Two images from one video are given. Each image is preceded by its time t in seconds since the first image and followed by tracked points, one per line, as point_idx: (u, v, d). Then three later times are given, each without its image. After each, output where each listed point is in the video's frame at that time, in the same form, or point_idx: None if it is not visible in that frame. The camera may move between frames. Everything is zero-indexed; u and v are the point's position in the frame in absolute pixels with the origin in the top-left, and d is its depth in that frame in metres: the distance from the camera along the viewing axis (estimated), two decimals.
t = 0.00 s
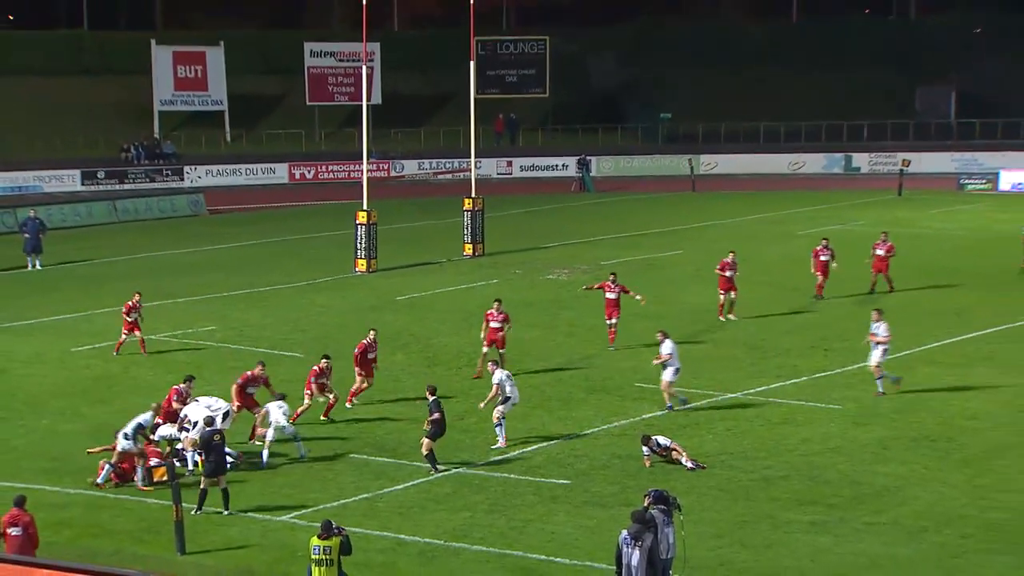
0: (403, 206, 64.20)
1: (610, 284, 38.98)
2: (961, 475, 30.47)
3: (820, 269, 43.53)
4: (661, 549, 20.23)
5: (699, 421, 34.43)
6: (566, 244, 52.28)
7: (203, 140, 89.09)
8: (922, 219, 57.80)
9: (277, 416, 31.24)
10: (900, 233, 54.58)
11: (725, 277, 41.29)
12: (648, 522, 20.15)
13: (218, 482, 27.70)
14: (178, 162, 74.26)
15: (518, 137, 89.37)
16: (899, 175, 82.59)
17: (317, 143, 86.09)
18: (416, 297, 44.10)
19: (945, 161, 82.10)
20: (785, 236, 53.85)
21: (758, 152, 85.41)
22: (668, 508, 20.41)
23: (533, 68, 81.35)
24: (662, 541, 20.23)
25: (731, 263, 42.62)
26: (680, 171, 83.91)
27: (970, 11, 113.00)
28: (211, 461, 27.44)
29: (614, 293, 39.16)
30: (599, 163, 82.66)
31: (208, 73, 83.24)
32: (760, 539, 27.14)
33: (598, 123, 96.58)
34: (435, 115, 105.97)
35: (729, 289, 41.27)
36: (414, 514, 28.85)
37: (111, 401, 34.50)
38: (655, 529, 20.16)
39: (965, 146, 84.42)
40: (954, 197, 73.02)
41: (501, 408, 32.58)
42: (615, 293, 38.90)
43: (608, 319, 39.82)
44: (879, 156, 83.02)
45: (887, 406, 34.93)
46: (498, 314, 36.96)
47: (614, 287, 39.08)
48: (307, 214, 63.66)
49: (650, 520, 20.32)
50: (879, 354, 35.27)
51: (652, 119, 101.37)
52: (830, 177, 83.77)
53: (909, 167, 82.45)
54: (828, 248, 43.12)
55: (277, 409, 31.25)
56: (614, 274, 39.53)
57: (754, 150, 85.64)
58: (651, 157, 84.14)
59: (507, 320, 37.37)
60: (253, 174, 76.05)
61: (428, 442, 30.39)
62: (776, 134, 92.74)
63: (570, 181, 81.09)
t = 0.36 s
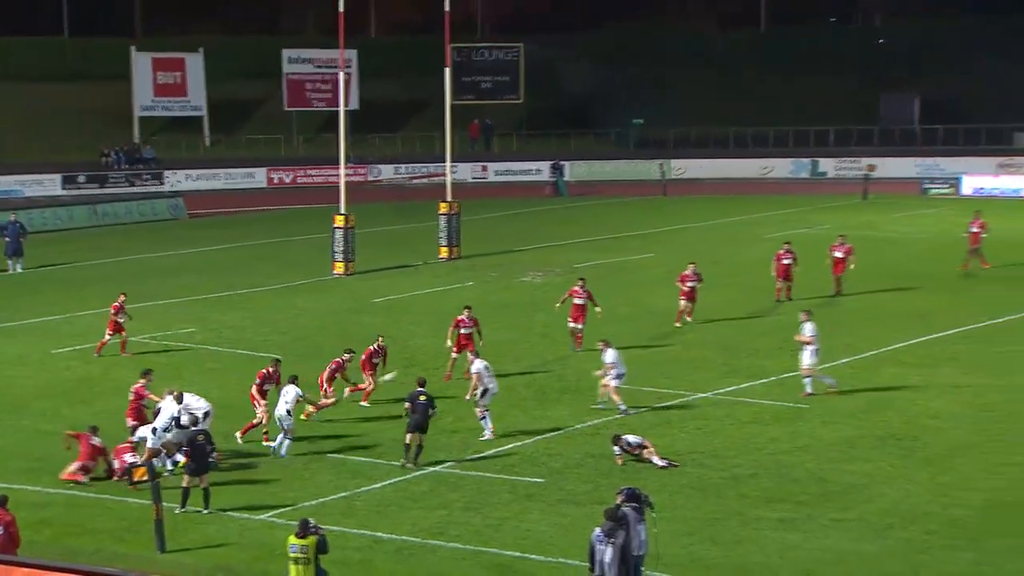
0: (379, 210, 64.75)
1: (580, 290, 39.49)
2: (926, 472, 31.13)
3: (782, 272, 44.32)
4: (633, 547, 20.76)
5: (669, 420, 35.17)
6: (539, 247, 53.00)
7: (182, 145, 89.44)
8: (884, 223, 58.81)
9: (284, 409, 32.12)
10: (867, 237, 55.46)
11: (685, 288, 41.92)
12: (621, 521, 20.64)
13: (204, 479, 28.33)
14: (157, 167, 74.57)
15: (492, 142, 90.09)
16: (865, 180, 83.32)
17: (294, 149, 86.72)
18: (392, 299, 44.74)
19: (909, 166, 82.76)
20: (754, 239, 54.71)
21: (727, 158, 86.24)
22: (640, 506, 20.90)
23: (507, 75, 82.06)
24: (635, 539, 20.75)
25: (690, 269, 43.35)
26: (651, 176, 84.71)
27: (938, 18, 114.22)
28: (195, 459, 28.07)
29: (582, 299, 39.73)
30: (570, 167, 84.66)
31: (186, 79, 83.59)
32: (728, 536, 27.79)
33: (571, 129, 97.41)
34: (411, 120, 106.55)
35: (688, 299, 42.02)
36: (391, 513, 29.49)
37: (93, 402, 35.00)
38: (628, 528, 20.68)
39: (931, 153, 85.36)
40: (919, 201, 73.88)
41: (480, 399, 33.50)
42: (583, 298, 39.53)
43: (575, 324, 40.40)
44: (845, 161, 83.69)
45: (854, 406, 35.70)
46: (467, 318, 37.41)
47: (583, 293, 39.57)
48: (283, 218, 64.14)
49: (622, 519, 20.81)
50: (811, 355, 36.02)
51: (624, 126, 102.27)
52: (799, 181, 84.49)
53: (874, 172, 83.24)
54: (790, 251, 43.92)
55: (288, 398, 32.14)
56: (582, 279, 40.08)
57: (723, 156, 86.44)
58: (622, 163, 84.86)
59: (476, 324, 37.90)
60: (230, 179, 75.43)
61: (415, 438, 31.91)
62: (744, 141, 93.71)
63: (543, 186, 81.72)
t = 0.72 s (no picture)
0: (335, 212, 64.79)
1: (529, 295, 39.53)
2: (878, 471, 31.41)
3: (736, 276, 44.64)
4: (588, 546, 20.57)
5: (624, 421, 35.38)
6: (496, 248, 53.16)
7: (137, 146, 89.07)
8: (835, 224, 59.43)
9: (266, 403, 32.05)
10: (820, 238, 55.98)
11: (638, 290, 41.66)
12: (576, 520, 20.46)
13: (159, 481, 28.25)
14: (111, 168, 74.29)
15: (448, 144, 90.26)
16: (816, 183, 83.85)
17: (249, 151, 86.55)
18: (348, 301, 44.74)
19: (858, 169, 83.10)
20: (708, 240, 55.12)
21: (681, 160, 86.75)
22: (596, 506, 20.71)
23: (462, 77, 82.26)
24: (589, 539, 20.58)
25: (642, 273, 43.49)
26: (605, 178, 85.13)
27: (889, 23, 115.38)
28: (150, 461, 27.93)
29: (533, 303, 39.76)
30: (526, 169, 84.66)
31: (141, 80, 83.26)
32: (682, 535, 27.95)
33: (526, 131, 97.66)
34: (369, 121, 106.46)
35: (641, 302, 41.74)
36: (347, 515, 29.50)
37: (46, 404, 34.81)
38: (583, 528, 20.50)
39: (881, 155, 86.14)
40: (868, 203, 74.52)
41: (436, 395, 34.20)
42: (533, 303, 39.59)
43: (525, 328, 40.41)
44: (797, 163, 84.18)
45: (807, 406, 36.03)
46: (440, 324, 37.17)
47: (534, 299, 39.62)
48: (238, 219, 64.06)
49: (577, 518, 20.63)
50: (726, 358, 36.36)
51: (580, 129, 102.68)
52: (751, 183, 85.03)
53: (825, 174, 83.84)
54: (743, 254, 44.24)
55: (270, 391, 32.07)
56: (533, 284, 40.12)
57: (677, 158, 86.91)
58: (576, 165, 85.13)
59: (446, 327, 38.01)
60: (185, 180, 75.68)
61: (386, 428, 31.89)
62: (698, 143, 94.36)
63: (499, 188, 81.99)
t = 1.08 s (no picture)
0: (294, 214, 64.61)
1: (489, 299, 39.51)
2: (835, 471, 31.65)
3: (697, 280, 44.87)
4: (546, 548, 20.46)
5: (584, 423, 35.49)
6: (456, 251, 53.18)
7: (94, 149, 88.45)
8: (794, 227, 59.85)
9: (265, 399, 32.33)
10: (778, 241, 56.37)
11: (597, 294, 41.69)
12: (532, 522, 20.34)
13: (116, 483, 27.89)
14: (68, 171, 73.78)
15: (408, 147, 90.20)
16: (774, 185, 84.32)
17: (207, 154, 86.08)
18: (308, 303, 44.62)
19: (815, 172, 83.86)
20: (668, 243, 55.37)
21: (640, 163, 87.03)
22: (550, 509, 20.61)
23: (421, 80, 82.21)
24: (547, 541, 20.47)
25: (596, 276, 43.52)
26: (565, 180, 85.31)
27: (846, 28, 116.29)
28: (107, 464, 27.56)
29: (493, 307, 39.74)
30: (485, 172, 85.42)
31: (98, 82, 82.71)
32: (642, 536, 28.04)
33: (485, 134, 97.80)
34: (330, 124, 106.07)
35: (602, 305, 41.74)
36: (307, 518, 29.41)
37: (2, 409, 34.51)
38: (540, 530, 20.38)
39: (837, 159, 86.73)
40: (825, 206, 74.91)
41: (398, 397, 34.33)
42: (493, 306, 39.57)
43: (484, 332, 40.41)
44: (755, 166, 84.64)
45: (766, 407, 36.26)
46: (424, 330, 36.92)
47: (494, 304, 39.61)
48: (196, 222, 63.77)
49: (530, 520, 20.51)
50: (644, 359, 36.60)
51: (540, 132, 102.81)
52: (709, 186, 85.38)
53: (783, 177, 84.34)
54: (706, 258, 44.48)
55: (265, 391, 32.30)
56: (493, 289, 40.11)
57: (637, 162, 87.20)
58: (536, 168, 85.20)
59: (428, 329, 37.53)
60: (142, 183, 75.22)
61: (377, 425, 32.55)
62: (657, 146, 94.69)
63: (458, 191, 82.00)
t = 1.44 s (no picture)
0: (259, 216, 64.52)
1: (461, 302, 39.48)
2: (800, 471, 31.82)
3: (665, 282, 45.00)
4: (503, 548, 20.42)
5: (551, 424, 35.56)
6: (423, 253, 53.22)
7: (58, 150, 87.95)
8: (760, 228, 60.20)
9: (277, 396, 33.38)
10: (744, 242, 56.68)
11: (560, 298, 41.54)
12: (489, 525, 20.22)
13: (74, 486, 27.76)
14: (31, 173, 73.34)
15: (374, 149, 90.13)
16: (739, 187, 84.83)
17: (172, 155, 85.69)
18: (275, 305, 44.50)
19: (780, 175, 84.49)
20: (635, 244, 55.58)
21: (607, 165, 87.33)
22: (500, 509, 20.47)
23: (388, 82, 82.19)
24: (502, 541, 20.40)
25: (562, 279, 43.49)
26: (531, 182, 85.56)
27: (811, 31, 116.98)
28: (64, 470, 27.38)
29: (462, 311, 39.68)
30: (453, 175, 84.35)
31: (61, 82, 82.25)
32: (607, 538, 28.08)
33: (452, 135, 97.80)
34: (297, 125, 105.82)
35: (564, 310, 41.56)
36: (272, 520, 29.33)
37: None
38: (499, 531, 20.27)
39: (802, 161, 87.27)
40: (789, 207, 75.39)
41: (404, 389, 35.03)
42: (463, 310, 39.50)
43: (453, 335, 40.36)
44: (721, 168, 85.03)
45: (731, 408, 36.42)
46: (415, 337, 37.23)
47: (464, 308, 39.56)
48: (160, 224, 63.56)
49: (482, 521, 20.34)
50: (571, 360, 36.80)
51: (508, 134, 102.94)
52: (675, 187, 85.72)
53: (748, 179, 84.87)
54: (674, 259, 44.59)
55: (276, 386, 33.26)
56: (464, 292, 40.04)
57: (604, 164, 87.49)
58: (502, 170, 85.35)
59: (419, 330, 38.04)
60: (107, 184, 75.07)
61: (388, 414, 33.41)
62: (624, 147, 95.00)
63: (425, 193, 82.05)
